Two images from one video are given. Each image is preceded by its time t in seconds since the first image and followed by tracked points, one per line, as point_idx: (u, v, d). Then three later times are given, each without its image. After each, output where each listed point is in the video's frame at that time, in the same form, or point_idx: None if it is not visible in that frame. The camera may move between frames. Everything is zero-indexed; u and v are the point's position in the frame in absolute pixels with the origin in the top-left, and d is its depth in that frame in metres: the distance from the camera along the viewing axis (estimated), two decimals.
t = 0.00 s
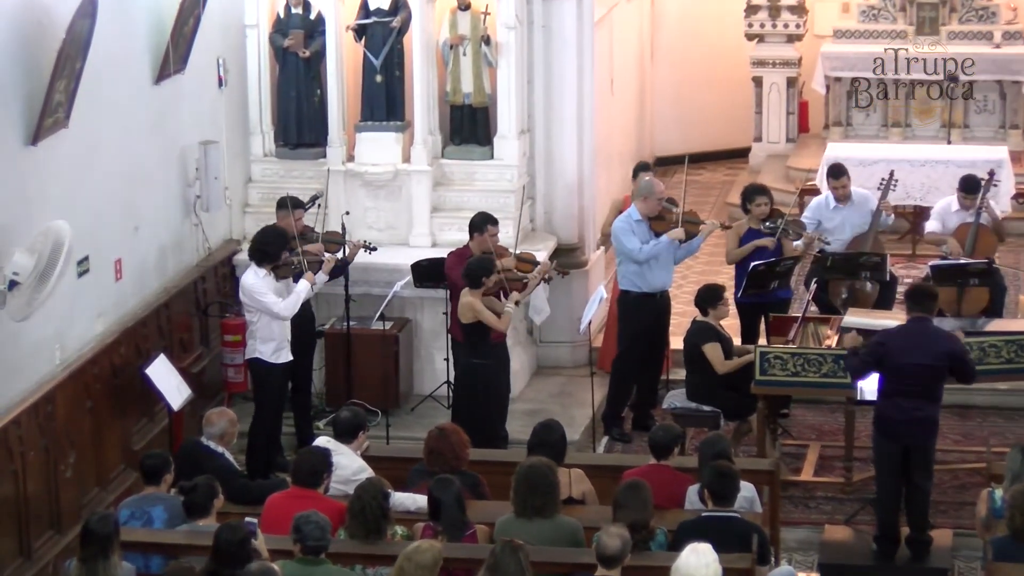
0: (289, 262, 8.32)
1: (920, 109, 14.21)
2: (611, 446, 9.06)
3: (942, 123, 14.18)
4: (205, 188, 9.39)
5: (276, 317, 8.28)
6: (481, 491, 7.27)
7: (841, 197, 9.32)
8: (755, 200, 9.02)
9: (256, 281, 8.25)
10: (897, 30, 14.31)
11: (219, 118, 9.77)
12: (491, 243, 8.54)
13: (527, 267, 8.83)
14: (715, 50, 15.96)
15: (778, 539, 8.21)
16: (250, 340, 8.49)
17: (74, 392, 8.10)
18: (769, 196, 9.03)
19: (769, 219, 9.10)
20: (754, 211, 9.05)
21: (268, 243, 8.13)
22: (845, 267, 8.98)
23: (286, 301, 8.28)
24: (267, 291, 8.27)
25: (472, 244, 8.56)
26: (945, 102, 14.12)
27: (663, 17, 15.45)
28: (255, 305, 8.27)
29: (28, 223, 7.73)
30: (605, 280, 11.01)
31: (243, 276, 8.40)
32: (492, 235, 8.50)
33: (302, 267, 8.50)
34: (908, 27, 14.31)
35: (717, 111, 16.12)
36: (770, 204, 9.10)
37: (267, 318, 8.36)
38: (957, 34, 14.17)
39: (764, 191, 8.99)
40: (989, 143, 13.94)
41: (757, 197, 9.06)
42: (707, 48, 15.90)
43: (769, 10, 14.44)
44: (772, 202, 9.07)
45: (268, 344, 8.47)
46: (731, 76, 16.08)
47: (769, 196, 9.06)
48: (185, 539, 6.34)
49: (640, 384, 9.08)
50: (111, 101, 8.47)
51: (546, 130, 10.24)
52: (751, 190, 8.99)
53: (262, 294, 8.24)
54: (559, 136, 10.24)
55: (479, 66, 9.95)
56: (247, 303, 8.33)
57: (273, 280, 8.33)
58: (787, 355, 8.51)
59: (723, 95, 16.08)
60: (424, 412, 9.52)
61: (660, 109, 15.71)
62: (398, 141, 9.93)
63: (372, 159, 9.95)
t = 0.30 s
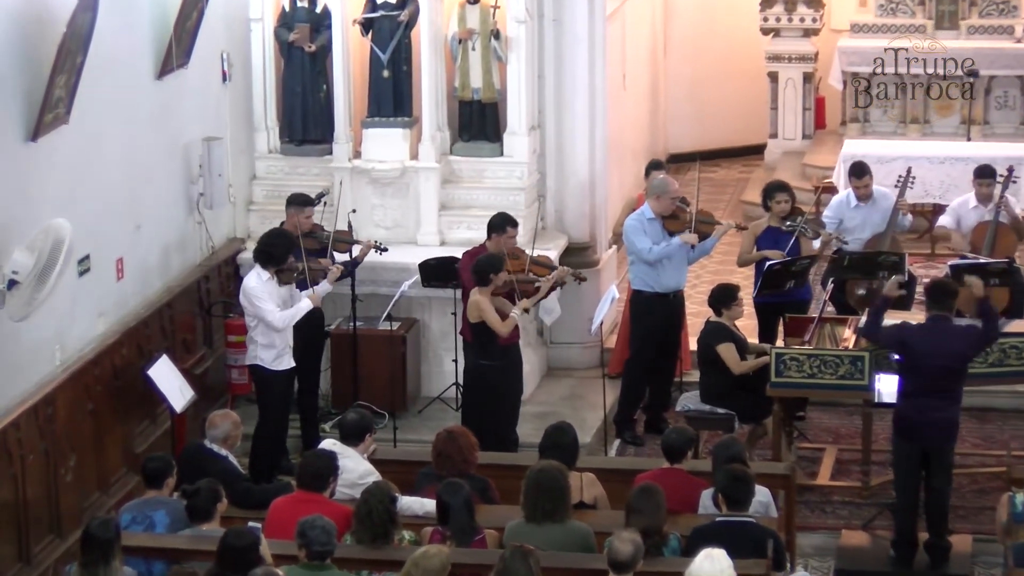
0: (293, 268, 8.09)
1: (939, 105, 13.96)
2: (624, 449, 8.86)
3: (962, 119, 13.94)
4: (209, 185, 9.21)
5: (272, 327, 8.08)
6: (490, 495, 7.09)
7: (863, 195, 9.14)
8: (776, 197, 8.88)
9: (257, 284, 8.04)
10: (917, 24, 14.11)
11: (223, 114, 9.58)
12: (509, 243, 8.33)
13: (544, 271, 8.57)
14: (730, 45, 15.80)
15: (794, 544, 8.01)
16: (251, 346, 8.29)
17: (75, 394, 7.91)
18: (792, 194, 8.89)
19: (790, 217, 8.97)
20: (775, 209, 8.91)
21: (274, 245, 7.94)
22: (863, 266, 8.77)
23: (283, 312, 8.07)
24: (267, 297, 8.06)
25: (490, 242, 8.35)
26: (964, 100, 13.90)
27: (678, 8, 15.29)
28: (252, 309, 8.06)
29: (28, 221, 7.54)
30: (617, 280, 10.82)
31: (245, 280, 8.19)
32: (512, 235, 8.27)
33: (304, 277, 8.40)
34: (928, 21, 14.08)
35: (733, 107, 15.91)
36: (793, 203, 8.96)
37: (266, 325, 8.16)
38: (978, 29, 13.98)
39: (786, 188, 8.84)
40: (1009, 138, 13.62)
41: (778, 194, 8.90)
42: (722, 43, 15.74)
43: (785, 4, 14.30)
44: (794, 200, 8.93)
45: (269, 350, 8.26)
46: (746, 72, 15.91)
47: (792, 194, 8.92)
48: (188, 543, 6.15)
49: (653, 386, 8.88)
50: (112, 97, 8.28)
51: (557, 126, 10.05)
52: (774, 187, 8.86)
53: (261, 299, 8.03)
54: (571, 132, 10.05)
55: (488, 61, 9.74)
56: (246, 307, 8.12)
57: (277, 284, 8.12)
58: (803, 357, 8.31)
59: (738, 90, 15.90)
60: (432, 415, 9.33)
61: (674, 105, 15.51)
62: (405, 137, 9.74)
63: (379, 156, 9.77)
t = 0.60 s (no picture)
0: (297, 271, 7.91)
1: (960, 101, 13.66)
2: (636, 453, 8.65)
3: (983, 115, 13.61)
4: (210, 182, 9.01)
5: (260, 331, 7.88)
6: (499, 500, 6.88)
7: (882, 188, 8.94)
8: (798, 193, 8.72)
9: (255, 282, 7.86)
10: (936, 18, 13.84)
11: (225, 109, 9.38)
12: (525, 241, 8.10)
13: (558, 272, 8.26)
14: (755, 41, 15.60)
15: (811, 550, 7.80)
16: (247, 349, 8.10)
17: (74, 396, 7.71)
18: (815, 191, 8.72)
19: (811, 215, 8.80)
20: (796, 206, 8.75)
21: (277, 246, 7.71)
22: (881, 266, 8.56)
23: (273, 317, 7.86)
24: (262, 299, 7.87)
25: (504, 240, 8.17)
26: (985, 94, 13.56)
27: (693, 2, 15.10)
28: (245, 309, 7.87)
29: (25, 218, 7.34)
30: (629, 280, 10.60)
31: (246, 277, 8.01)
32: (526, 233, 8.06)
33: (305, 284, 8.06)
34: (948, 14, 13.83)
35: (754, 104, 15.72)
36: (815, 201, 8.78)
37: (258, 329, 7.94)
38: (998, 22, 13.74)
39: (808, 185, 8.68)
40: None
41: (801, 190, 8.75)
42: (746, 39, 15.55)
43: None
44: (817, 197, 8.76)
45: (264, 355, 8.05)
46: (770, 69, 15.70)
47: (815, 191, 8.74)
48: (189, 549, 5.94)
49: (666, 388, 8.67)
50: (112, 91, 8.08)
51: (567, 121, 9.84)
52: (796, 183, 8.70)
53: (253, 300, 7.84)
54: (581, 128, 9.84)
55: (497, 55, 9.53)
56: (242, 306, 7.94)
57: (276, 285, 7.94)
58: (820, 358, 8.09)
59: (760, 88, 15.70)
60: (439, 417, 9.13)
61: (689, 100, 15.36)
62: (412, 133, 9.53)
63: (385, 152, 9.55)
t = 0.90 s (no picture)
0: (295, 271, 7.69)
1: (978, 96, 13.39)
2: (645, 457, 8.43)
3: (1002, 110, 13.31)
4: (208, 178, 8.80)
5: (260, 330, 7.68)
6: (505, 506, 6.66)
7: (898, 185, 8.71)
8: (815, 193, 8.52)
9: (253, 282, 7.65)
10: (953, 11, 13.56)
11: (224, 104, 9.17)
12: (532, 238, 7.90)
13: (568, 269, 8.04)
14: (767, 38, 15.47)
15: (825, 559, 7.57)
16: (244, 351, 7.90)
17: (69, 399, 7.50)
18: (832, 190, 8.53)
19: (828, 214, 8.64)
20: (813, 205, 8.57)
21: (274, 246, 7.52)
22: (897, 266, 8.34)
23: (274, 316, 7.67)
24: (261, 299, 7.67)
25: (510, 238, 7.97)
26: (1004, 88, 13.28)
27: None
28: (242, 309, 7.67)
29: (19, 217, 7.11)
30: (638, 280, 10.38)
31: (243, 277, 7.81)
32: (532, 231, 7.85)
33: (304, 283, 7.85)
34: (965, 7, 13.56)
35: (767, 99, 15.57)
36: (832, 200, 8.61)
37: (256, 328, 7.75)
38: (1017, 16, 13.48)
39: (826, 185, 8.48)
40: None
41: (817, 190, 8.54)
42: (759, 35, 15.41)
43: None
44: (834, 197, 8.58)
45: (261, 356, 7.84)
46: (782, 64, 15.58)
47: (832, 190, 8.56)
48: (187, 556, 5.71)
49: (675, 391, 8.45)
50: (108, 85, 7.86)
51: (575, 117, 9.62)
52: (813, 183, 8.49)
53: (252, 300, 7.63)
54: (588, 124, 9.63)
55: (503, 49, 9.30)
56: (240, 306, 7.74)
57: (273, 285, 7.73)
58: (834, 361, 7.87)
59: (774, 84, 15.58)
60: (443, 421, 8.91)
61: (705, 99, 15.14)
62: (415, 129, 9.31)
63: (388, 149, 9.33)
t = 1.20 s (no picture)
0: (292, 270, 7.46)
1: (997, 91, 12.99)
2: (655, 462, 8.21)
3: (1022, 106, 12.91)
4: (207, 176, 8.56)
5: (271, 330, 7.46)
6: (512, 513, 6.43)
7: (913, 181, 8.49)
8: (832, 192, 8.33)
9: (252, 285, 7.43)
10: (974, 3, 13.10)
11: (224, 99, 8.96)
12: (539, 237, 7.69)
13: (575, 268, 7.85)
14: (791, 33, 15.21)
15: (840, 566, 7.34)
16: (245, 353, 7.69)
17: (64, 401, 7.29)
18: (848, 189, 8.34)
19: (846, 214, 8.44)
20: (830, 205, 8.37)
21: (273, 244, 7.32)
22: (915, 264, 8.12)
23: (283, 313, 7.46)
24: (264, 300, 7.45)
25: (516, 238, 7.74)
26: None
27: None
28: (251, 314, 7.44)
29: (12, 215, 6.88)
30: (648, 279, 10.17)
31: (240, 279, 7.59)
32: (539, 230, 7.65)
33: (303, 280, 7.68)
34: None
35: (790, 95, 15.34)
36: (850, 200, 8.41)
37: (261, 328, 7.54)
38: None
39: (842, 184, 8.28)
40: None
41: (834, 188, 8.35)
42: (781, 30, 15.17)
43: None
44: (851, 196, 8.39)
45: (264, 358, 7.65)
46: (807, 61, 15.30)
47: (849, 189, 8.36)
48: (184, 563, 5.50)
49: (687, 394, 8.23)
50: (104, 79, 7.65)
51: (584, 112, 9.41)
52: (829, 182, 8.30)
53: (258, 301, 7.42)
54: (598, 120, 9.40)
55: (510, 42, 9.08)
56: (240, 309, 7.51)
57: (273, 286, 7.51)
58: (850, 363, 7.64)
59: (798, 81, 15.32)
60: (448, 424, 8.70)
61: (717, 91, 15.03)
62: (420, 124, 9.10)
63: (392, 145, 9.13)
